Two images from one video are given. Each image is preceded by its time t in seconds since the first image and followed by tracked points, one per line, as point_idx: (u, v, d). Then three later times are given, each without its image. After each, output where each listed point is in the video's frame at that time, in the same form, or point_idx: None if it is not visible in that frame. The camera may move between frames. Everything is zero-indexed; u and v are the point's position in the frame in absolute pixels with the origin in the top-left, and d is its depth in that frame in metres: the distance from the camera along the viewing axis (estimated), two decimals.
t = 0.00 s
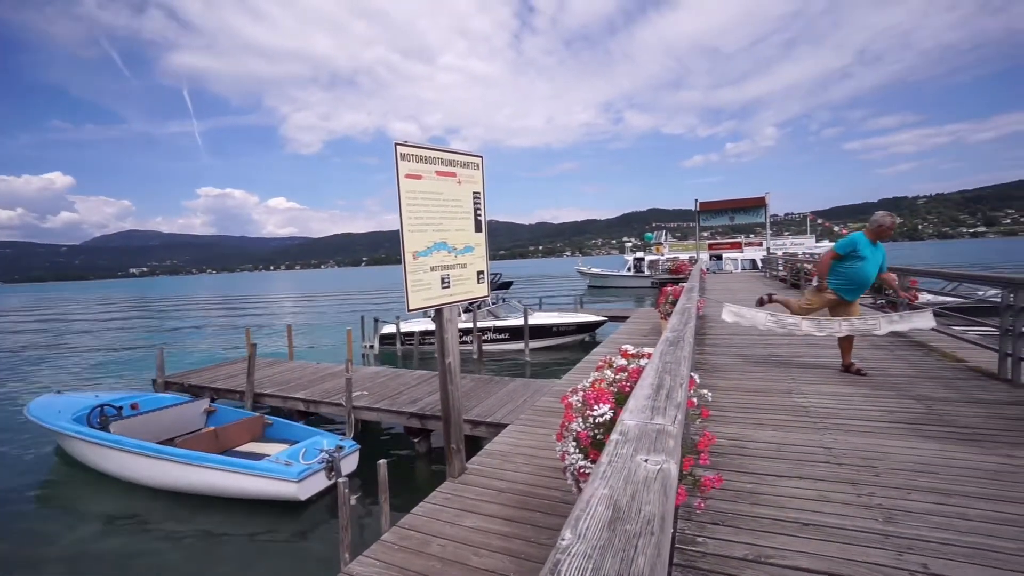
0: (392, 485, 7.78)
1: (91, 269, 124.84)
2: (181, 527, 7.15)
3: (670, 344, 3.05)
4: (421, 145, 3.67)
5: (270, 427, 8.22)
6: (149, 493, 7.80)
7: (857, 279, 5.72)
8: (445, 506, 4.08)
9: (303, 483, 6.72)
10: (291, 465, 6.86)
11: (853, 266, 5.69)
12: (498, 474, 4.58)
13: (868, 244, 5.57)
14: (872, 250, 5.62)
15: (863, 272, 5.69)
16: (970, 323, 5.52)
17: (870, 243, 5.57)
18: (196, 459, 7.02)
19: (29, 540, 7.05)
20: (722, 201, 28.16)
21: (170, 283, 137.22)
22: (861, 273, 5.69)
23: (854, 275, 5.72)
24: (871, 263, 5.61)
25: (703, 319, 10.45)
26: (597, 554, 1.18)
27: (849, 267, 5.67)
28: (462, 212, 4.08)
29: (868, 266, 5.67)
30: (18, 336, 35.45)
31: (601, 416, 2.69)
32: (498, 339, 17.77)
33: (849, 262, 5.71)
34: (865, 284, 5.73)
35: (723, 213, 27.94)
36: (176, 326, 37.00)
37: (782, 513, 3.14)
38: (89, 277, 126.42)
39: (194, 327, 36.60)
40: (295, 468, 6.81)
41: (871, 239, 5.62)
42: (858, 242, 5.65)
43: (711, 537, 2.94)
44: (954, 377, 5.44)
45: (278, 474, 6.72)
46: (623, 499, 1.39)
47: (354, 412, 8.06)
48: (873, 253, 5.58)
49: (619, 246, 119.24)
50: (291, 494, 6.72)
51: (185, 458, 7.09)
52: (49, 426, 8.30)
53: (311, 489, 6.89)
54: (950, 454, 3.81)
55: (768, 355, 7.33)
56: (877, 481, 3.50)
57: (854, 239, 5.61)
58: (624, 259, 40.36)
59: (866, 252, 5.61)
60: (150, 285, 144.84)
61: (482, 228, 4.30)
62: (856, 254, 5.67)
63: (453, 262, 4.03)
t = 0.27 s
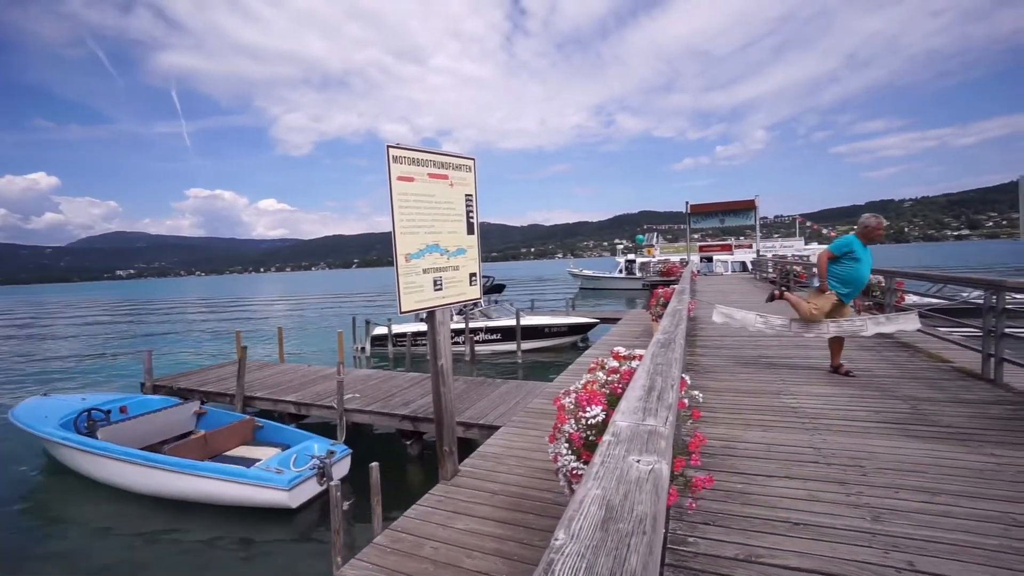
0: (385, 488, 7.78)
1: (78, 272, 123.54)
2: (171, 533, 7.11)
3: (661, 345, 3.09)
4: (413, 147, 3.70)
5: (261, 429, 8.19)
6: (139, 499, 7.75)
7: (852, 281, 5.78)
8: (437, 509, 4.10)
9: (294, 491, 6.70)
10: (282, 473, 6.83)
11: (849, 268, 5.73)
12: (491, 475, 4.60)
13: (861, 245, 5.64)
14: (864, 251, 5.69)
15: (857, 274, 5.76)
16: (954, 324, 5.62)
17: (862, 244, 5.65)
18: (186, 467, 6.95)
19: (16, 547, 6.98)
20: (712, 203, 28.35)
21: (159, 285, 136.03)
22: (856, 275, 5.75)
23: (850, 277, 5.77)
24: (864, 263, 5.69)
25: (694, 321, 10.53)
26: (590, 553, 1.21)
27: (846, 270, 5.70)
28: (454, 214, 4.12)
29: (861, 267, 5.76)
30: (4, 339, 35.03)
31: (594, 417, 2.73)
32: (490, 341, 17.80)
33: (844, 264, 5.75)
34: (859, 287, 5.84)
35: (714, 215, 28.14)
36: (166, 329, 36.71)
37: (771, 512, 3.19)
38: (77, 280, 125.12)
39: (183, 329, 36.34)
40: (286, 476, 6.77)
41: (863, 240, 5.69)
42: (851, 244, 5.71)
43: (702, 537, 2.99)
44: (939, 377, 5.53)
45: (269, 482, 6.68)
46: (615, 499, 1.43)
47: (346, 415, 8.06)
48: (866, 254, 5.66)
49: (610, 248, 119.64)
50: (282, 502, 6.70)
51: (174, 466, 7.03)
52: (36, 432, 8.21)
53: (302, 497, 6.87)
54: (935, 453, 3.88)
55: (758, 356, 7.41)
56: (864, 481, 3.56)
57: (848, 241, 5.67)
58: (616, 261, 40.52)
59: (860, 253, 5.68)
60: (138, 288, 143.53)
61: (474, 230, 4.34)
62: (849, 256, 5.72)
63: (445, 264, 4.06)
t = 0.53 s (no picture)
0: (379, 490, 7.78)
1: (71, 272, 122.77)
2: (164, 535, 7.09)
3: (655, 348, 3.12)
4: (409, 149, 3.72)
5: (255, 428, 8.19)
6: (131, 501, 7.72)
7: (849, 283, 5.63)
8: (431, 510, 4.11)
9: (289, 493, 6.66)
10: (276, 475, 6.80)
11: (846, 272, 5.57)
12: (486, 477, 4.62)
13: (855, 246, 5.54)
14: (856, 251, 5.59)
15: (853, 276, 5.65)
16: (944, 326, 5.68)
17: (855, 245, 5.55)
18: (178, 470, 6.92)
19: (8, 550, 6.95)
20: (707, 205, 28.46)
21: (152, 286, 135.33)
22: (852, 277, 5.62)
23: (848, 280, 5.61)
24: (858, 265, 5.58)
25: (688, 323, 10.58)
26: (582, 553, 1.23)
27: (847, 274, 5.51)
28: (449, 215, 4.14)
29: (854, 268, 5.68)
30: None
31: (588, 419, 2.75)
32: (485, 343, 17.80)
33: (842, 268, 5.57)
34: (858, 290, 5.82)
35: (708, 217, 28.23)
36: (159, 330, 36.51)
37: (764, 513, 3.23)
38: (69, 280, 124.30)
39: (177, 331, 36.15)
40: (280, 477, 6.74)
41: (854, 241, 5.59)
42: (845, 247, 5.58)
43: (695, 538, 3.02)
44: (930, 379, 5.59)
45: (262, 483, 6.63)
46: (608, 499, 1.44)
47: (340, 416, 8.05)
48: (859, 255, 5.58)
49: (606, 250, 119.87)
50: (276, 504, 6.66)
51: (166, 468, 7.00)
52: (25, 434, 8.15)
53: (298, 496, 6.86)
54: (925, 454, 3.92)
55: (751, 358, 7.45)
56: (855, 481, 3.60)
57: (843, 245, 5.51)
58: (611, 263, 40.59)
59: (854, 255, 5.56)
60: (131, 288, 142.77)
61: (470, 232, 4.36)
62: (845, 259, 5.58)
63: (440, 265, 4.08)
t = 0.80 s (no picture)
0: (373, 492, 7.79)
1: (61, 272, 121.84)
2: (155, 538, 7.05)
3: (647, 348, 3.15)
4: (402, 150, 3.74)
5: (247, 428, 8.16)
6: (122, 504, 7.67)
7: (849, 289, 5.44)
8: (425, 512, 4.13)
9: (281, 493, 6.64)
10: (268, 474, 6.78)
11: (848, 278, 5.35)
12: (480, 478, 4.65)
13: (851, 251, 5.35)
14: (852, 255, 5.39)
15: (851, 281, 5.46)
16: (932, 326, 5.76)
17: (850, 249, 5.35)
18: (169, 471, 6.88)
19: None
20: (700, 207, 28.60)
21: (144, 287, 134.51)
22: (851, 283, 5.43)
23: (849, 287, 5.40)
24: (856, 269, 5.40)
25: (681, 324, 10.63)
26: (572, 551, 1.25)
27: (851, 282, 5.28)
28: (443, 216, 4.16)
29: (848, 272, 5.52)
30: None
31: (580, 419, 2.78)
32: (479, 344, 17.81)
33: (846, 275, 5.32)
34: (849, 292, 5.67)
35: (701, 219, 28.36)
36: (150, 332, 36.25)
37: (755, 512, 3.27)
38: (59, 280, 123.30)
39: (168, 332, 35.93)
40: (273, 477, 6.72)
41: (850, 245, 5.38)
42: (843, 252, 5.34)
43: (687, 537, 3.05)
44: (919, 378, 5.66)
45: (255, 484, 6.60)
46: (598, 498, 1.46)
47: (333, 417, 8.05)
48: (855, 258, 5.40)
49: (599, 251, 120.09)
50: (269, 504, 6.64)
51: (155, 470, 6.94)
52: (12, 438, 8.07)
53: (292, 495, 6.85)
54: (913, 452, 3.98)
55: (743, 359, 7.51)
56: (846, 480, 3.65)
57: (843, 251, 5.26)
58: (605, 264, 40.68)
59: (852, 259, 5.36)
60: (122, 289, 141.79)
61: (463, 233, 4.38)
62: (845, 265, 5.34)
63: (433, 266, 4.10)
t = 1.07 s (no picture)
0: (358, 494, 7.76)
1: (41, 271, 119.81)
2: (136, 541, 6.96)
3: (632, 350, 3.18)
4: (390, 150, 3.75)
5: (231, 429, 8.10)
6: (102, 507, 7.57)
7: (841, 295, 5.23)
8: (410, 514, 4.13)
9: (265, 490, 6.59)
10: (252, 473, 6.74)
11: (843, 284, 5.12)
12: (466, 479, 4.66)
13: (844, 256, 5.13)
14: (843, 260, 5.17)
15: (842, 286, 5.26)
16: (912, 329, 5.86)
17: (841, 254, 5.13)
18: (149, 471, 6.79)
19: None
20: (687, 211, 28.81)
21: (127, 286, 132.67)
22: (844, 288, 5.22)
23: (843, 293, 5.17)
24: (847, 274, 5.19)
25: (669, 326, 10.71)
26: (552, 553, 1.24)
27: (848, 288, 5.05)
28: (431, 217, 4.17)
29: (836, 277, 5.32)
30: None
31: (566, 420, 2.81)
32: (467, 346, 17.78)
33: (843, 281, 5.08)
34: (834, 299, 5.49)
35: (689, 222, 28.56)
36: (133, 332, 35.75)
37: (739, 513, 3.31)
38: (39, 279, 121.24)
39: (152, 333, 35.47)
40: (257, 475, 6.67)
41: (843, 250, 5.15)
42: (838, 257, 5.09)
43: (671, 538, 3.07)
44: (898, 380, 5.76)
45: (238, 482, 6.55)
46: (579, 500, 1.45)
47: (319, 419, 8.01)
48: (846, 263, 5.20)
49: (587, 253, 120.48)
50: (253, 502, 6.59)
51: (136, 469, 6.86)
52: None
53: (276, 493, 6.81)
54: (892, 452, 4.06)
55: (729, 361, 7.59)
56: (827, 480, 3.71)
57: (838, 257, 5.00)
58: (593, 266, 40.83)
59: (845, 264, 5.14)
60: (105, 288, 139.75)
61: (451, 234, 4.40)
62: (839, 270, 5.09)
63: (421, 267, 4.11)
